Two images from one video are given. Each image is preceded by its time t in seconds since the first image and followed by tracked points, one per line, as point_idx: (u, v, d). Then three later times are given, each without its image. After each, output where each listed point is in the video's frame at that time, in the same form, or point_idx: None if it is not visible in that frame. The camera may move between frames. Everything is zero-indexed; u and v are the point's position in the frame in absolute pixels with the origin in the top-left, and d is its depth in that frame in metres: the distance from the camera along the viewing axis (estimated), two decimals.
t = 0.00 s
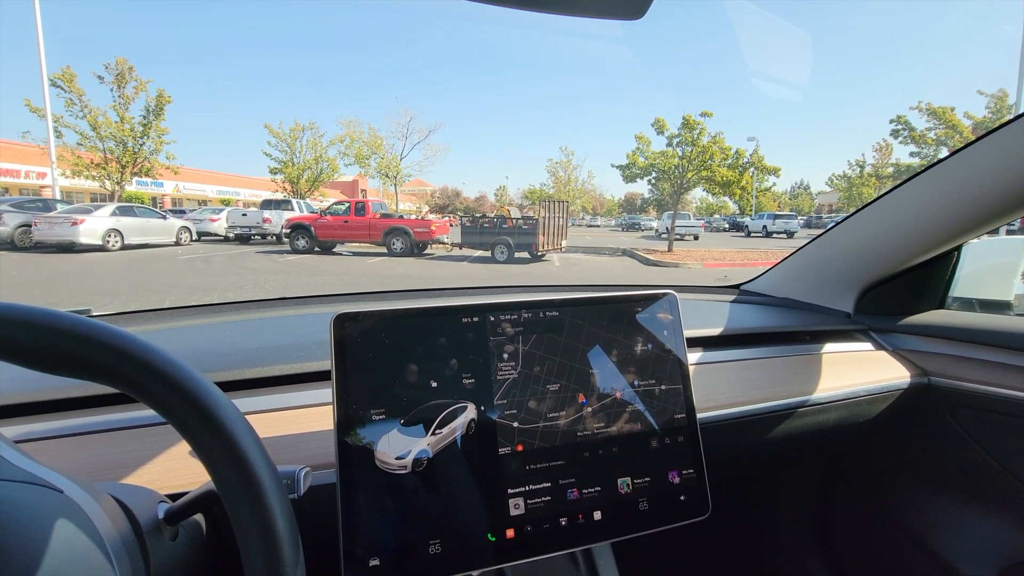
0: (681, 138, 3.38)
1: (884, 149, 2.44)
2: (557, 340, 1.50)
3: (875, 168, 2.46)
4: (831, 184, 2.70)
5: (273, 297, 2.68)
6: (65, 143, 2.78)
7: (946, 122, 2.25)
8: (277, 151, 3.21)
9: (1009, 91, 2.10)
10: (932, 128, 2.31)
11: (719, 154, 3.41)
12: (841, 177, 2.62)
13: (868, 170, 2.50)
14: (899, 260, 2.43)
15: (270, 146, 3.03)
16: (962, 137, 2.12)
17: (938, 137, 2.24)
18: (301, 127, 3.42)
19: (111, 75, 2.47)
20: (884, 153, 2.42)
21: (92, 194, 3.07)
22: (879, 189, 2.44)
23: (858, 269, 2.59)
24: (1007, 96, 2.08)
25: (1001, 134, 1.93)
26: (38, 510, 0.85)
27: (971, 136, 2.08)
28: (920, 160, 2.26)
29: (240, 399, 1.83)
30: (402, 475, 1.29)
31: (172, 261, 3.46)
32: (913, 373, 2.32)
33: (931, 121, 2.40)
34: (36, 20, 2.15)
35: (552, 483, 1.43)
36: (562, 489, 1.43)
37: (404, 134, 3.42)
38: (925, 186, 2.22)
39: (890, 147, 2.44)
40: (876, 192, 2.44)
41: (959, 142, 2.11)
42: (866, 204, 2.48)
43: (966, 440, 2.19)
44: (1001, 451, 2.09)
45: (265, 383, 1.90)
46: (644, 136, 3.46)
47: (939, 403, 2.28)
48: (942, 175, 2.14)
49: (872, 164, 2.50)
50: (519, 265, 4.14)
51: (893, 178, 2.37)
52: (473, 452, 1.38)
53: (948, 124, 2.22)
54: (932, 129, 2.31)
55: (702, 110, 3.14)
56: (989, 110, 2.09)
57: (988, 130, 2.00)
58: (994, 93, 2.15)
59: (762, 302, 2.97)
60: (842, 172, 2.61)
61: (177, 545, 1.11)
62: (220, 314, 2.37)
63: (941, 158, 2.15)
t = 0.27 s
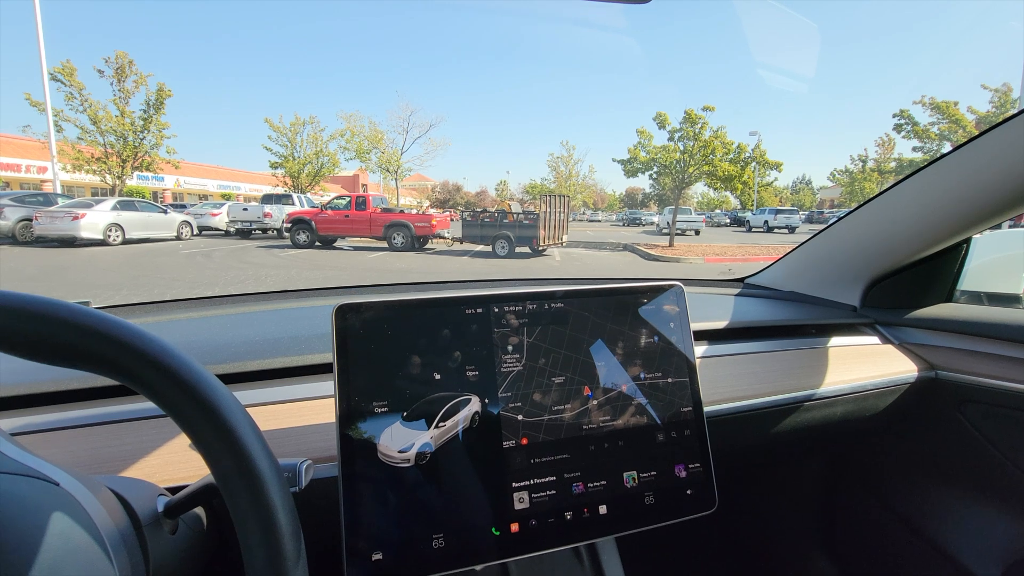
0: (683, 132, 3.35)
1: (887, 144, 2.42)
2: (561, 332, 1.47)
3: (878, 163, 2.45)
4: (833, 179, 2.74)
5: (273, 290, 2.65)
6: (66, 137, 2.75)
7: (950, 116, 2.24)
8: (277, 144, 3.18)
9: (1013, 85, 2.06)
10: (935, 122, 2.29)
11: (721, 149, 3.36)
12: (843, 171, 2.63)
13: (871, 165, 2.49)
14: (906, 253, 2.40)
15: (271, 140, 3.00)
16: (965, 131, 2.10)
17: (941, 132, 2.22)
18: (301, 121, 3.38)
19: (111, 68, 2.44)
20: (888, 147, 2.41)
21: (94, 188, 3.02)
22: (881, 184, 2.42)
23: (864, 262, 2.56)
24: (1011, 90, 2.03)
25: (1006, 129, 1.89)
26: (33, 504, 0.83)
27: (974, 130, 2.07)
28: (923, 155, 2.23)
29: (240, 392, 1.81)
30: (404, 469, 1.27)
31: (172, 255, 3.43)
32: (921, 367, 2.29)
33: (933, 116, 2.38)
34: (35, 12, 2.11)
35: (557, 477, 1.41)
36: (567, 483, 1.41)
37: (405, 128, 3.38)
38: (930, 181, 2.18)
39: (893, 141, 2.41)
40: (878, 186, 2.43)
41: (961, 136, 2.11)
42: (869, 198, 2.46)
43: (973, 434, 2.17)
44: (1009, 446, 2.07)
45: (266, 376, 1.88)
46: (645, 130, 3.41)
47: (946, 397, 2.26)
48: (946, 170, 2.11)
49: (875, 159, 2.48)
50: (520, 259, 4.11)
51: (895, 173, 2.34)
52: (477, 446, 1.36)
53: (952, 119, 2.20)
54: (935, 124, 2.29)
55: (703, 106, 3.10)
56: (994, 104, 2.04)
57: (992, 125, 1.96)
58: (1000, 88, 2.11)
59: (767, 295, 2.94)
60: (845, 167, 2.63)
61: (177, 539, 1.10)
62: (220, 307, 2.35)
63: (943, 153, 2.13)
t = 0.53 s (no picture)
0: (684, 127, 3.29)
1: (889, 139, 2.40)
2: (561, 326, 1.47)
3: (879, 158, 2.43)
4: (835, 174, 2.72)
5: (273, 284, 2.65)
6: (65, 131, 2.67)
7: (952, 111, 2.22)
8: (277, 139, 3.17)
9: (1017, 78, 2.04)
10: (937, 117, 2.27)
11: (723, 144, 3.29)
12: (846, 166, 2.59)
13: (873, 160, 2.46)
14: (908, 248, 2.39)
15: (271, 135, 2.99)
16: (967, 127, 2.08)
17: (943, 127, 2.20)
18: (302, 116, 3.36)
19: (110, 62, 2.42)
20: (889, 143, 2.39)
21: (93, 182, 3.02)
22: (883, 179, 2.41)
23: (866, 257, 2.55)
24: (1015, 84, 2.02)
25: (1008, 123, 1.87)
26: (31, 497, 0.83)
27: (977, 126, 2.04)
28: (925, 150, 2.22)
29: (240, 386, 1.81)
30: (403, 463, 1.27)
31: (172, 249, 3.43)
32: (922, 362, 2.29)
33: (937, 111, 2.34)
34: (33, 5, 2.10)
35: (556, 471, 1.40)
36: (566, 477, 1.41)
37: (405, 122, 3.36)
38: (933, 175, 2.16)
39: (895, 136, 2.39)
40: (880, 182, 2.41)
41: (965, 131, 2.08)
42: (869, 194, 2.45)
43: (974, 429, 2.17)
44: (1010, 441, 2.07)
45: (265, 370, 1.88)
46: (646, 126, 3.39)
47: (947, 392, 2.25)
48: (950, 164, 2.09)
49: (877, 154, 2.46)
50: (521, 254, 4.09)
51: (898, 168, 2.34)
52: (476, 440, 1.36)
53: (954, 114, 2.18)
54: (937, 119, 2.27)
55: (707, 99, 3.07)
56: (997, 99, 2.02)
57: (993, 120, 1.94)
58: (1003, 82, 2.08)
59: (768, 290, 2.93)
60: (847, 162, 2.58)
61: (175, 533, 1.10)
62: (220, 301, 2.35)
63: (945, 149, 2.11)
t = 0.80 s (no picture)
0: (686, 123, 3.31)
1: (891, 135, 2.39)
2: (562, 323, 1.46)
3: (880, 155, 2.43)
4: (835, 171, 2.72)
5: (274, 281, 2.64)
6: (66, 128, 2.72)
7: (954, 107, 2.21)
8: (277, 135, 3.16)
9: (1019, 75, 2.02)
10: (939, 113, 2.26)
11: (724, 141, 3.30)
12: (847, 164, 2.61)
13: (874, 156, 2.46)
14: (909, 245, 2.38)
15: (271, 131, 2.98)
16: (969, 123, 2.07)
17: (946, 123, 2.18)
18: (302, 112, 3.35)
19: (109, 58, 2.41)
20: (891, 139, 2.38)
21: (94, 179, 2.96)
22: (884, 175, 2.40)
23: (867, 254, 2.54)
24: (1017, 80, 1.99)
25: (1010, 119, 1.86)
26: (32, 493, 0.83)
27: (979, 122, 2.03)
28: (927, 147, 2.21)
29: (241, 383, 1.81)
30: (403, 460, 1.27)
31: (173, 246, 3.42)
32: (923, 360, 2.29)
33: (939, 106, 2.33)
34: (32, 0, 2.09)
35: (557, 468, 1.40)
36: (567, 474, 1.41)
37: (406, 118, 3.34)
38: (934, 172, 2.16)
39: (897, 132, 2.39)
40: (880, 178, 2.41)
41: (966, 128, 2.07)
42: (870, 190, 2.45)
43: (975, 427, 2.17)
44: (1011, 439, 2.07)
45: (266, 367, 1.88)
46: (648, 122, 3.38)
47: (947, 389, 2.25)
48: (952, 161, 2.08)
49: (878, 151, 2.46)
50: (522, 251, 4.08)
51: (899, 165, 2.32)
52: (477, 437, 1.36)
53: (956, 110, 2.18)
54: (939, 115, 2.26)
55: (708, 95, 3.06)
56: (999, 95, 2.01)
57: (997, 117, 1.92)
58: (1006, 78, 2.07)
59: (769, 288, 2.93)
60: (848, 159, 2.60)
61: (176, 529, 1.10)
62: (220, 298, 2.35)
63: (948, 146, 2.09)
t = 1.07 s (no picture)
0: (687, 120, 3.31)
1: (892, 133, 2.38)
2: (560, 322, 1.47)
3: (882, 152, 2.41)
4: (837, 168, 2.66)
5: (274, 279, 2.65)
6: (65, 124, 2.67)
7: (956, 104, 2.17)
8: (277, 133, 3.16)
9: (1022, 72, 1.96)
10: (941, 110, 2.24)
11: (724, 138, 3.29)
12: (848, 161, 2.57)
13: (875, 154, 2.44)
14: (908, 244, 2.39)
15: (271, 129, 2.98)
16: (971, 121, 2.05)
17: (947, 121, 2.17)
18: (302, 109, 3.35)
19: (109, 56, 2.42)
20: (892, 136, 2.37)
21: (94, 176, 2.97)
22: (885, 173, 2.39)
23: (866, 252, 2.55)
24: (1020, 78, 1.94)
25: (1011, 117, 1.87)
26: (34, 491, 0.84)
27: (979, 120, 2.02)
28: (929, 144, 2.20)
29: (241, 381, 1.82)
30: (402, 458, 1.28)
31: (173, 243, 3.43)
32: (920, 358, 2.30)
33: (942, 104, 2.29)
34: None
35: (554, 466, 1.41)
36: (564, 472, 1.42)
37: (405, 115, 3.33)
38: (934, 169, 2.16)
39: (899, 130, 2.37)
40: (881, 176, 2.40)
41: (967, 126, 2.05)
42: (871, 188, 2.45)
43: (972, 425, 2.18)
44: (1007, 437, 2.08)
45: (266, 365, 1.89)
46: (648, 119, 3.38)
47: (945, 387, 2.26)
48: (952, 159, 2.08)
49: (880, 148, 2.44)
50: (521, 248, 4.08)
51: (900, 163, 2.32)
52: (475, 435, 1.37)
53: (958, 107, 2.14)
54: (941, 112, 2.24)
55: (708, 93, 3.06)
56: (999, 92, 1.98)
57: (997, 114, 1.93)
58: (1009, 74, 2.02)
59: (768, 286, 2.93)
60: (849, 157, 2.56)
61: (177, 526, 1.11)
62: (220, 296, 2.36)
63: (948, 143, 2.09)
